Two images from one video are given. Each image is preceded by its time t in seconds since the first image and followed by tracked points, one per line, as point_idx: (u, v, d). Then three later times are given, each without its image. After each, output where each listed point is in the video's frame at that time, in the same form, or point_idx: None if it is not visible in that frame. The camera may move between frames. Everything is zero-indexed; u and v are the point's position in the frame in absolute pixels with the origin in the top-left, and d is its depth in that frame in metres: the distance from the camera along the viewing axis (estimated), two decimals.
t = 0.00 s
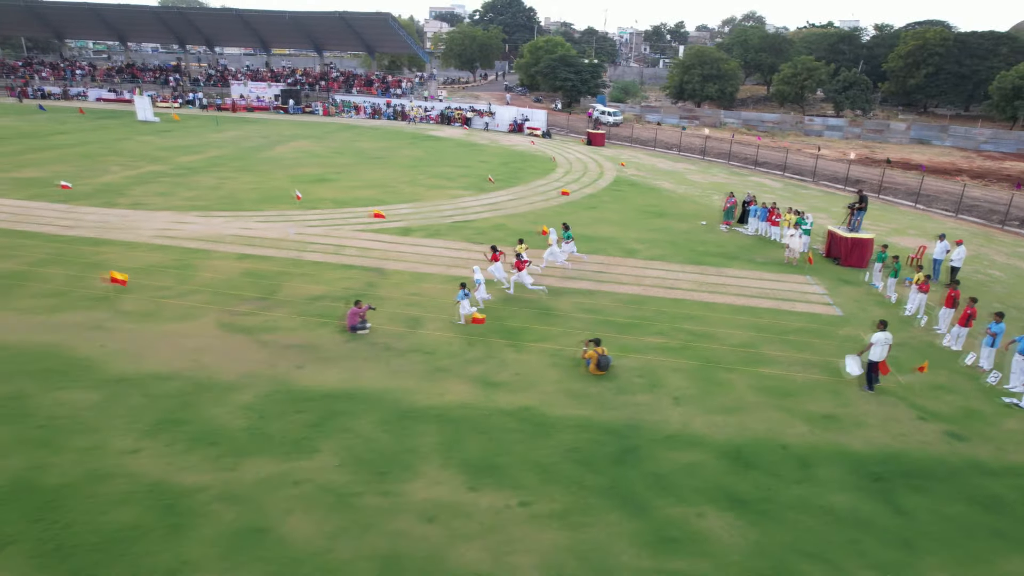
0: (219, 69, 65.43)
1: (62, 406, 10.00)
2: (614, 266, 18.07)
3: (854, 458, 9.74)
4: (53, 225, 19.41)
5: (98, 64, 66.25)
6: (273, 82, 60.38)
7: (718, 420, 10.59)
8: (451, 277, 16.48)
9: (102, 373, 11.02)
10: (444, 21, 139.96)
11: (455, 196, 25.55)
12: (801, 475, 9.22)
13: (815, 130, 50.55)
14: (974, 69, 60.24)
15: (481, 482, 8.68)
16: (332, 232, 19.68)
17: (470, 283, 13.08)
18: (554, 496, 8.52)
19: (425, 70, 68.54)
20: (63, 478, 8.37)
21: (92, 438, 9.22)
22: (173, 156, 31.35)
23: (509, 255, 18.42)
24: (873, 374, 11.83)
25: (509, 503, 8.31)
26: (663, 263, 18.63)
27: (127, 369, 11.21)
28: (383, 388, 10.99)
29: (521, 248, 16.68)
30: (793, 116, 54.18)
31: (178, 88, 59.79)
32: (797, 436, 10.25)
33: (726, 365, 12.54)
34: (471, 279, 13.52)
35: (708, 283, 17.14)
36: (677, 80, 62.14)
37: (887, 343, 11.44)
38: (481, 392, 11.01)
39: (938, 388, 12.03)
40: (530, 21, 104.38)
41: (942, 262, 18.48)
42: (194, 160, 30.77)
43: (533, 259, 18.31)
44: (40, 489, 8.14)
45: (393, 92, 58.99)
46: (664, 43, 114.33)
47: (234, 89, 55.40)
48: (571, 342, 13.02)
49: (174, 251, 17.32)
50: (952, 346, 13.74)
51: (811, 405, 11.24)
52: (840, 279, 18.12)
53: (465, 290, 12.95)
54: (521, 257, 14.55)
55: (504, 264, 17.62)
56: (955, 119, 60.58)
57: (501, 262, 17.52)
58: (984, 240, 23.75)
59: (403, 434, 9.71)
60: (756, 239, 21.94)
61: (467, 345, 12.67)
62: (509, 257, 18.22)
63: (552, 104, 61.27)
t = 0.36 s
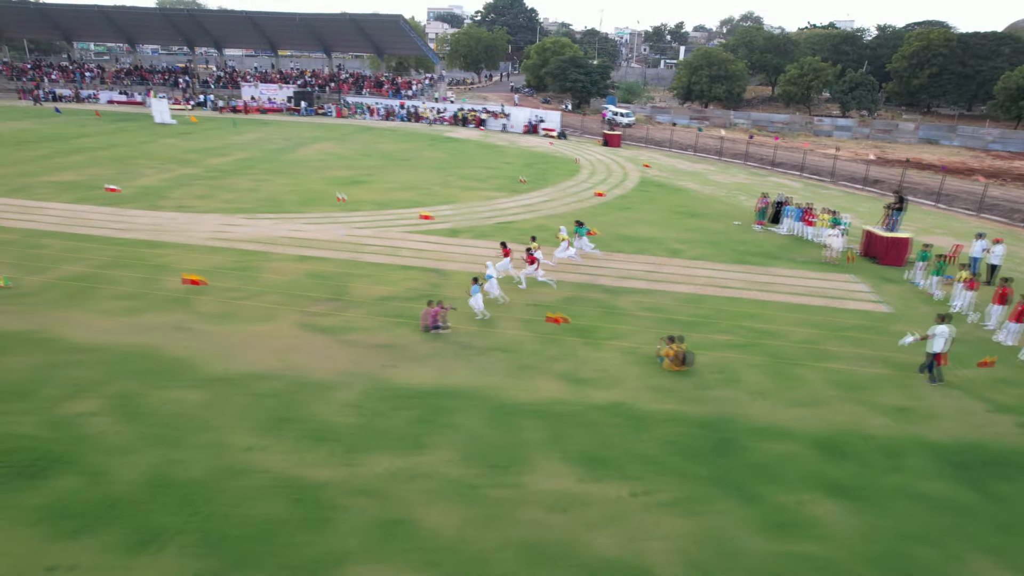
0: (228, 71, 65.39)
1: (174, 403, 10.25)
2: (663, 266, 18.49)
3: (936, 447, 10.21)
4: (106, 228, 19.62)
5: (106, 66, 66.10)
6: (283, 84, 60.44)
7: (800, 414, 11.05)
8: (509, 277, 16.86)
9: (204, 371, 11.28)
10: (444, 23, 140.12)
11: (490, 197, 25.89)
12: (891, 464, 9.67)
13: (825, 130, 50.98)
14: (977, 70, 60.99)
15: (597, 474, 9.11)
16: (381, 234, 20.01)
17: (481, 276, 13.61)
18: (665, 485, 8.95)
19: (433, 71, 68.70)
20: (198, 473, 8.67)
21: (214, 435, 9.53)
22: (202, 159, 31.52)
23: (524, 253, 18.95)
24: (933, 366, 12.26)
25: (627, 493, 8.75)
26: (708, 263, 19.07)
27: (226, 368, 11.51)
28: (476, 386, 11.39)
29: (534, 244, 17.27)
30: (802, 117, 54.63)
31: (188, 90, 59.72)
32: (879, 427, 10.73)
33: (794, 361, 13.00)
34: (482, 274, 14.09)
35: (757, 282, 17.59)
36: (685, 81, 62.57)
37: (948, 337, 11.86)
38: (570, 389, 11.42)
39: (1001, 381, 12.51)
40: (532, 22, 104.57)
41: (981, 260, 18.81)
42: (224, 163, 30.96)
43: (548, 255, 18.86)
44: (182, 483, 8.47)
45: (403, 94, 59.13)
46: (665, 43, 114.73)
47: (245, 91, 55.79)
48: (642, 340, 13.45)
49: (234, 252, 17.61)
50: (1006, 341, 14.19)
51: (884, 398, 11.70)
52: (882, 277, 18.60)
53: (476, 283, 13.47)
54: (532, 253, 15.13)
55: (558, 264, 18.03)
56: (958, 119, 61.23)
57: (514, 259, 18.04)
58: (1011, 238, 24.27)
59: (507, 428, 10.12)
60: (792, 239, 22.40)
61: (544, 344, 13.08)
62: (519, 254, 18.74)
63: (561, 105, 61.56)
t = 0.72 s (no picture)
0: (231, 74, 65.03)
1: (284, 407, 10.50)
2: (711, 268, 18.97)
3: (1014, 439, 10.77)
4: (156, 235, 19.74)
5: (107, 70, 65.56)
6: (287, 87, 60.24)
7: (880, 410, 11.55)
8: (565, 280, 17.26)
9: (302, 376, 11.54)
10: (437, 24, 139.82)
11: (522, 201, 26.26)
12: (977, 456, 10.20)
13: (829, 131, 51.61)
14: (973, 70, 61.85)
15: (707, 472, 9.51)
16: (429, 238, 20.32)
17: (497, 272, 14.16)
18: (774, 480, 9.41)
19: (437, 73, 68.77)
20: (330, 477, 8.95)
21: (333, 439, 9.81)
22: (227, 164, 31.59)
23: (572, 258, 19.39)
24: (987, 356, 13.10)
25: (741, 488, 9.16)
26: (751, 265, 19.57)
27: (322, 373, 11.77)
28: (566, 388, 11.76)
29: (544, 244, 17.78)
30: (806, 117, 55.24)
31: (193, 93, 59.34)
32: (956, 421, 11.27)
33: (859, 360, 13.52)
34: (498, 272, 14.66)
35: (803, 283, 18.12)
36: (688, 83, 63.13)
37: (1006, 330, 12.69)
38: (657, 390, 11.85)
39: None
40: (528, 23, 104.69)
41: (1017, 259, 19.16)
42: (249, 168, 31.04)
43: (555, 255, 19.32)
44: (317, 487, 8.75)
45: (410, 96, 59.20)
46: (659, 44, 115.44)
47: (251, 94, 55.32)
48: (712, 343, 13.92)
49: (291, 257, 17.83)
50: None
51: (953, 393, 12.26)
52: (920, 277, 19.18)
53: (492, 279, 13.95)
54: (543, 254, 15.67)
55: (609, 268, 18.47)
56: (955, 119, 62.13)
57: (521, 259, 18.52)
58: None
59: (609, 429, 10.52)
60: (823, 239, 22.96)
61: (619, 346, 13.51)
62: (527, 253, 19.24)
63: (566, 106, 61.81)
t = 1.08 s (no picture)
0: (231, 79, 64.53)
1: (398, 422, 10.79)
2: (757, 274, 19.47)
3: None
4: (208, 245, 19.83)
5: (104, 75, 64.87)
6: (289, 91, 59.89)
7: (958, 411, 12.12)
8: (623, 288, 17.69)
9: (404, 389, 11.83)
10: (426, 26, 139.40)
11: (554, 207, 26.62)
12: None
13: (830, 133, 52.32)
14: (965, 72, 62.29)
15: (818, 475, 9.97)
16: (478, 247, 20.66)
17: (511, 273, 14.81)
18: (881, 482, 9.91)
19: (438, 76, 68.70)
20: (465, 490, 9.29)
21: (455, 453, 10.16)
22: (252, 172, 31.57)
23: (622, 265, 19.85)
24: None
25: (854, 491, 9.62)
26: (794, 270, 20.13)
27: (421, 386, 12.09)
28: (658, 398, 12.19)
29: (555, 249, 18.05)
30: (806, 120, 55.84)
31: (194, 98, 58.88)
32: None
33: (923, 363, 14.10)
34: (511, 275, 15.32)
35: (849, 288, 18.70)
36: (687, 86, 63.67)
37: None
38: (745, 397, 12.32)
39: None
40: (521, 25, 104.56)
41: None
42: (274, 175, 31.02)
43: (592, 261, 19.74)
44: (457, 501, 9.08)
45: (413, 99, 59.17)
46: (650, 46, 116.04)
47: (252, 99, 54.75)
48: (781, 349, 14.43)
49: (351, 268, 18.05)
50: None
51: (1021, 394, 12.86)
52: (958, 281, 19.82)
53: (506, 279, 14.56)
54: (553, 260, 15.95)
55: (661, 276, 18.94)
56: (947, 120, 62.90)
57: (531, 263, 19.00)
58: None
59: (711, 436, 10.96)
60: (855, 244, 23.58)
61: (695, 355, 13.98)
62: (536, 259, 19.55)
63: (569, 109, 62.05)
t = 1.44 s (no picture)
0: (249, 81, 64.68)
1: (515, 424, 11.05)
2: (816, 277, 19.91)
3: None
4: (273, 247, 20.04)
5: (122, 77, 65.00)
6: (309, 93, 60.03)
7: None
8: (690, 292, 18.01)
9: (510, 390, 12.12)
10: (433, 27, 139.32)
11: (600, 210, 26.92)
12: None
13: (849, 135, 52.54)
14: (980, 73, 62.63)
15: (932, 474, 10.26)
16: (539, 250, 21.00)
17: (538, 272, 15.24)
18: (993, 480, 10.19)
19: (454, 78, 68.88)
20: (598, 490, 9.60)
21: (578, 454, 10.45)
22: (292, 174, 31.80)
23: (682, 268, 20.19)
24: None
25: (970, 489, 9.91)
26: (850, 273, 20.47)
27: (525, 388, 12.38)
28: (756, 400, 12.47)
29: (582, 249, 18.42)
30: (824, 122, 56.13)
31: (214, 100, 59.04)
32: None
33: (1002, 363, 14.39)
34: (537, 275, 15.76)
35: (909, 291, 19.04)
36: (704, 88, 63.88)
37: None
38: (838, 398, 12.61)
39: None
40: (530, 26, 104.46)
41: None
42: (315, 178, 31.23)
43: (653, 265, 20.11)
44: (593, 500, 9.37)
45: (433, 101, 59.35)
46: (659, 47, 116.14)
47: (273, 101, 54.99)
48: (860, 350, 14.73)
49: (421, 272, 18.32)
50: None
51: None
52: (1012, 283, 20.14)
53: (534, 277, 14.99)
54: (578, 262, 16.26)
55: (725, 279, 19.41)
56: (962, 121, 63.19)
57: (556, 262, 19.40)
58: None
59: (817, 436, 11.25)
60: (901, 246, 23.90)
61: (779, 357, 14.27)
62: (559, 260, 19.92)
63: (587, 110, 62.23)
